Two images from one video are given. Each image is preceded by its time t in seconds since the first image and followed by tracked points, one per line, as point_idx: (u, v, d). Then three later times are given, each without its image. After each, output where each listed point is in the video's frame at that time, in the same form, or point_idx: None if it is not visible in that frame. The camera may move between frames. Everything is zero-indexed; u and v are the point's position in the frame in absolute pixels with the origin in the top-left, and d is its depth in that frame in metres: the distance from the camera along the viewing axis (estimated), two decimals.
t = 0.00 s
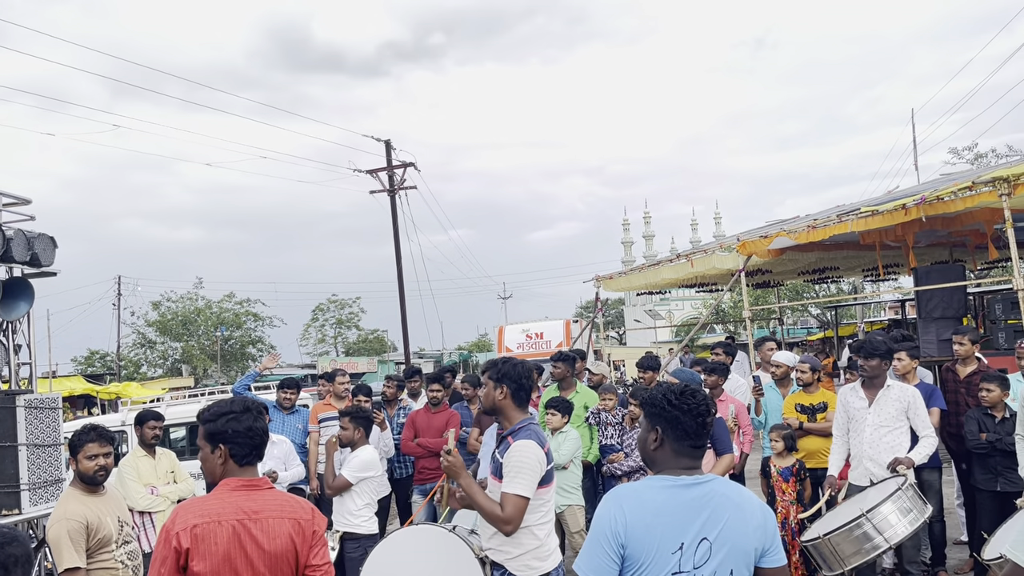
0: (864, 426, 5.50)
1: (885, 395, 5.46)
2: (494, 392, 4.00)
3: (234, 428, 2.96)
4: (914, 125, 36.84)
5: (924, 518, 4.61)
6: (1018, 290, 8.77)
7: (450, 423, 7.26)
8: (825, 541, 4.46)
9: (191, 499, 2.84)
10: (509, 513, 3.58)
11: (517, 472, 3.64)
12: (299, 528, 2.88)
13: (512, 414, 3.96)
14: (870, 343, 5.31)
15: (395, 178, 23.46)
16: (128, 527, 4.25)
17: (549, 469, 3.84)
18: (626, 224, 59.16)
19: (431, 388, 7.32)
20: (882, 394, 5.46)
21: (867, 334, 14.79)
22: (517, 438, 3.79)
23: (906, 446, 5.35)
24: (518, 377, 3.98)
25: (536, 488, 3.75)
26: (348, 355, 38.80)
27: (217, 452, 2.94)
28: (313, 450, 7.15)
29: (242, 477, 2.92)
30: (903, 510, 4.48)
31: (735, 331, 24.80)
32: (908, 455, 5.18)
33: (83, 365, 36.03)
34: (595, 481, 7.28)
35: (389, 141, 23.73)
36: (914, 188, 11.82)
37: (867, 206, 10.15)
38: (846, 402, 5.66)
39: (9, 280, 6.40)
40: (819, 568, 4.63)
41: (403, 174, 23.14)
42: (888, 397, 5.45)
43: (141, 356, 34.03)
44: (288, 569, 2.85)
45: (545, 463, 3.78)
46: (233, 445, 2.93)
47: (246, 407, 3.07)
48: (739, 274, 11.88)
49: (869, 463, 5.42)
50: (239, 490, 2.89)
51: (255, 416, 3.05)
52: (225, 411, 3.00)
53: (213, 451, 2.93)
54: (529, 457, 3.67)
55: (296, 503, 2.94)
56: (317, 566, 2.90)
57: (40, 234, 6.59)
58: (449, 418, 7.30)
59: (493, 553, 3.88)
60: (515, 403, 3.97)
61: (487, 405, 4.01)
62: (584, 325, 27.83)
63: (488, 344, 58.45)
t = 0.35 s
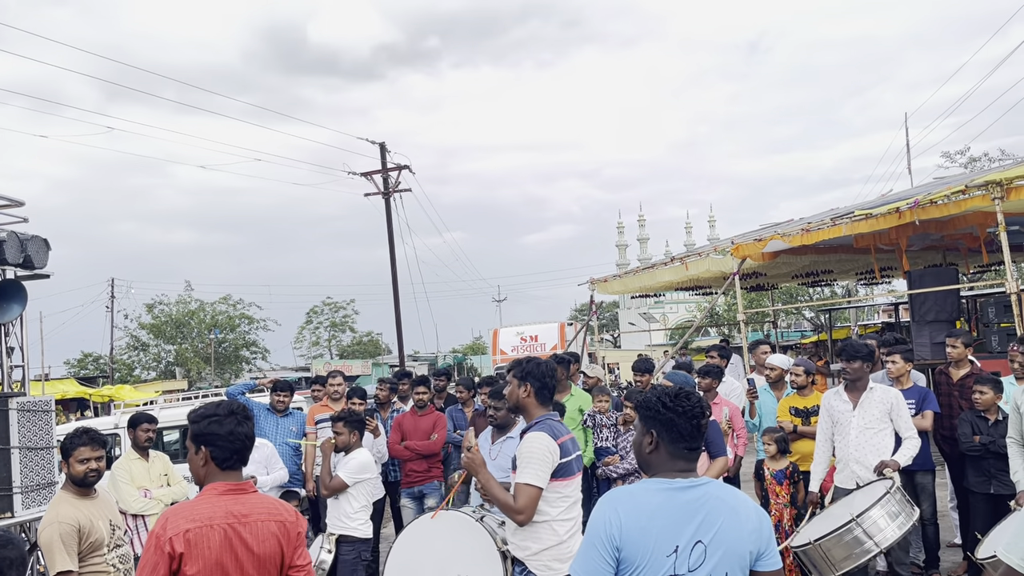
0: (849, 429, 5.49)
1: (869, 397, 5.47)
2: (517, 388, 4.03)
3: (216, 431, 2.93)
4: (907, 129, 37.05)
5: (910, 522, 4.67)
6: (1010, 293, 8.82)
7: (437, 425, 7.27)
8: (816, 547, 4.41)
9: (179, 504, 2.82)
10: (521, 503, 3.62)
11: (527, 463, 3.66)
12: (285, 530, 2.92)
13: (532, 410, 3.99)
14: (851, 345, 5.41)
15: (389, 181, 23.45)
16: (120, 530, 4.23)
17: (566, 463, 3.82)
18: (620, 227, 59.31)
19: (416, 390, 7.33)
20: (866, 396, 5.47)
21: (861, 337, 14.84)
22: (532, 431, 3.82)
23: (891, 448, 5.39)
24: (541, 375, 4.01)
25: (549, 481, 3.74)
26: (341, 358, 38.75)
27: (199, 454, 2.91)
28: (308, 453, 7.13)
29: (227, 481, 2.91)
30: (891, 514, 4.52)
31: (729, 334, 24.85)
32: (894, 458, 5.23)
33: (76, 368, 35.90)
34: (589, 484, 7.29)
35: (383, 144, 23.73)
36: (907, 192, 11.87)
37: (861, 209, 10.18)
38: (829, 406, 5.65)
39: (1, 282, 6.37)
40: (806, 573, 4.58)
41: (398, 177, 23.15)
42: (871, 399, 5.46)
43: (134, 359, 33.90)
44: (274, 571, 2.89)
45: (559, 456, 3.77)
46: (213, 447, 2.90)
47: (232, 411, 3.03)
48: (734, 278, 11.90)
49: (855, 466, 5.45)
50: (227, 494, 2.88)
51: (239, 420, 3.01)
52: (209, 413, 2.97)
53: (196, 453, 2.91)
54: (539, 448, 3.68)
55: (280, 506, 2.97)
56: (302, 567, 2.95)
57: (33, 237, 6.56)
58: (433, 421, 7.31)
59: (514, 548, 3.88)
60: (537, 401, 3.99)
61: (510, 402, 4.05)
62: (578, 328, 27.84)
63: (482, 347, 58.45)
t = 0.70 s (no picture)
0: (836, 432, 5.51)
1: (854, 400, 5.51)
2: (521, 388, 4.03)
3: (198, 434, 2.92)
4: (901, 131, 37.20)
5: (901, 525, 4.68)
6: (1004, 295, 8.85)
7: (427, 427, 7.30)
8: (809, 552, 4.43)
9: (159, 504, 2.82)
10: (528, 504, 3.61)
11: (526, 463, 3.66)
12: (260, 533, 2.93)
13: (535, 410, 4.00)
14: (833, 348, 5.47)
15: (385, 183, 23.45)
16: (116, 532, 4.21)
17: (564, 462, 3.83)
18: (615, 230, 59.45)
19: (405, 393, 7.36)
20: (851, 398, 5.51)
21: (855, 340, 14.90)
22: (532, 430, 3.84)
23: (878, 450, 5.41)
24: (545, 374, 4.01)
25: (548, 481, 3.76)
26: (336, 360, 38.69)
27: (180, 455, 2.91)
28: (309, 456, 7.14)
29: (207, 483, 2.90)
30: (881, 517, 4.53)
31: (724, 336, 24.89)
32: (881, 460, 5.25)
33: (70, 369, 35.77)
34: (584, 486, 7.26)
35: (379, 146, 23.73)
36: (902, 195, 11.90)
37: (855, 212, 10.21)
38: (817, 410, 5.66)
39: None
40: None
41: (393, 179, 23.14)
42: (857, 402, 5.50)
43: (128, 360, 33.80)
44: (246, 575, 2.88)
45: (556, 455, 3.77)
46: (194, 449, 2.89)
47: (216, 416, 3.01)
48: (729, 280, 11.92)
49: (843, 469, 5.45)
50: (206, 494, 2.88)
51: (221, 424, 2.98)
52: (192, 416, 2.96)
53: (178, 455, 2.91)
54: (537, 448, 3.68)
55: (256, 511, 2.98)
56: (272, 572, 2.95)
57: (27, 238, 6.53)
58: (425, 425, 7.35)
59: (510, 549, 3.88)
60: (541, 400, 4.01)
61: (514, 400, 4.06)
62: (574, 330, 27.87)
63: (478, 349, 58.42)
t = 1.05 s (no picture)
0: (827, 434, 5.52)
1: (843, 401, 5.52)
2: (515, 389, 4.04)
3: (173, 430, 3.07)
4: (896, 133, 37.29)
5: (887, 523, 4.71)
6: (999, 297, 8.88)
7: (422, 428, 7.29)
8: (795, 549, 4.45)
9: (140, 494, 2.97)
10: (543, 505, 3.60)
11: (528, 465, 3.65)
12: (234, 525, 3.09)
13: (529, 412, 4.00)
14: (822, 349, 5.52)
15: (382, 184, 23.45)
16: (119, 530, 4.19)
17: (563, 463, 3.82)
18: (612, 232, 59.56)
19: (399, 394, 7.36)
20: (841, 400, 5.53)
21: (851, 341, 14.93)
22: (526, 432, 3.83)
23: (868, 451, 5.41)
24: (540, 375, 4.02)
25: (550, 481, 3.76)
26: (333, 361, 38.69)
27: (156, 452, 3.05)
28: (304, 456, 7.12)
29: (184, 475, 3.05)
30: (867, 515, 4.57)
31: (720, 338, 24.93)
32: (870, 460, 5.25)
33: (65, 370, 35.67)
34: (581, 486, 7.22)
35: (376, 147, 23.72)
36: (898, 197, 11.93)
37: (851, 214, 10.23)
38: (807, 412, 5.70)
39: None
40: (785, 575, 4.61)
41: (390, 180, 23.12)
42: (846, 403, 5.51)
43: (124, 362, 33.74)
44: (220, 565, 3.04)
45: (555, 455, 3.77)
46: (171, 445, 3.04)
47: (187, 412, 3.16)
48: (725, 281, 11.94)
49: (834, 470, 5.46)
50: (183, 487, 3.03)
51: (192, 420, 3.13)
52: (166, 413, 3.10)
53: (154, 452, 3.04)
54: (534, 449, 3.69)
55: (231, 504, 3.14)
56: (243, 563, 3.11)
57: (22, 238, 6.52)
58: (420, 425, 7.34)
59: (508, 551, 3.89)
60: (536, 402, 4.01)
61: (509, 402, 4.06)
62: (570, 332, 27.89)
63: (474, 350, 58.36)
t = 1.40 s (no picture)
0: (820, 436, 5.53)
1: (837, 403, 5.54)
2: (517, 391, 4.03)
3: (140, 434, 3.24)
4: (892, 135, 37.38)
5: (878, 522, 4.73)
6: (995, 299, 8.89)
7: (420, 429, 7.28)
8: (786, 547, 4.46)
9: (110, 498, 3.05)
10: (533, 507, 3.60)
11: (526, 467, 3.65)
12: (203, 524, 3.20)
13: (531, 414, 4.00)
14: (816, 352, 5.50)
15: (379, 185, 23.42)
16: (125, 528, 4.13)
17: (563, 464, 3.83)
18: (609, 233, 59.62)
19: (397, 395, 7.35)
20: (834, 402, 5.54)
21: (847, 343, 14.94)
22: (528, 434, 3.84)
23: (860, 452, 5.43)
24: (541, 377, 4.02)
25: (548, 483, 3.76)
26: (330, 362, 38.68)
27: (126, 456, 3.22)
28: (302, 457, 7.11)
29: (153, 478, 3.18)
30: (860, 514, 4.59)
31: (718, 340, 24.96)
32: (863, 461, 5.27)
33: (62, 371, 35.60)
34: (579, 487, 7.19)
35: (373, 148, 23.70)
36: (895, 199, 11.93)
37: (848, 216, 10.23)
38: (800, 414, 5.69)
39: None
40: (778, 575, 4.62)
41: (388, 181, 23.11)
42: (839, 405, 5.53)
43: (120, 363, 33.68)
44: (190, 564, 3.15)
45: (555, 457, 3.77)
46: (140, 448, 3.20)
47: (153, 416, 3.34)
48: (721, 283, 11.95)
49: (827, 472, 5.46)
50: (152, 488, 3.15)
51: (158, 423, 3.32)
52: (133, 419, 3.27)
53: (122, 456, 3.21)
54: (535, 451, 3.69)
55: (198, 505, 3.26)
56: (210, 563, 3.22)
57: (19, 238, 6.50)
58: (418, 426, 7.34)
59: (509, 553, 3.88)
60: (536, 404, 4.01)
61: (510, 404, 4.05)
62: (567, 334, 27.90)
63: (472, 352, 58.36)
